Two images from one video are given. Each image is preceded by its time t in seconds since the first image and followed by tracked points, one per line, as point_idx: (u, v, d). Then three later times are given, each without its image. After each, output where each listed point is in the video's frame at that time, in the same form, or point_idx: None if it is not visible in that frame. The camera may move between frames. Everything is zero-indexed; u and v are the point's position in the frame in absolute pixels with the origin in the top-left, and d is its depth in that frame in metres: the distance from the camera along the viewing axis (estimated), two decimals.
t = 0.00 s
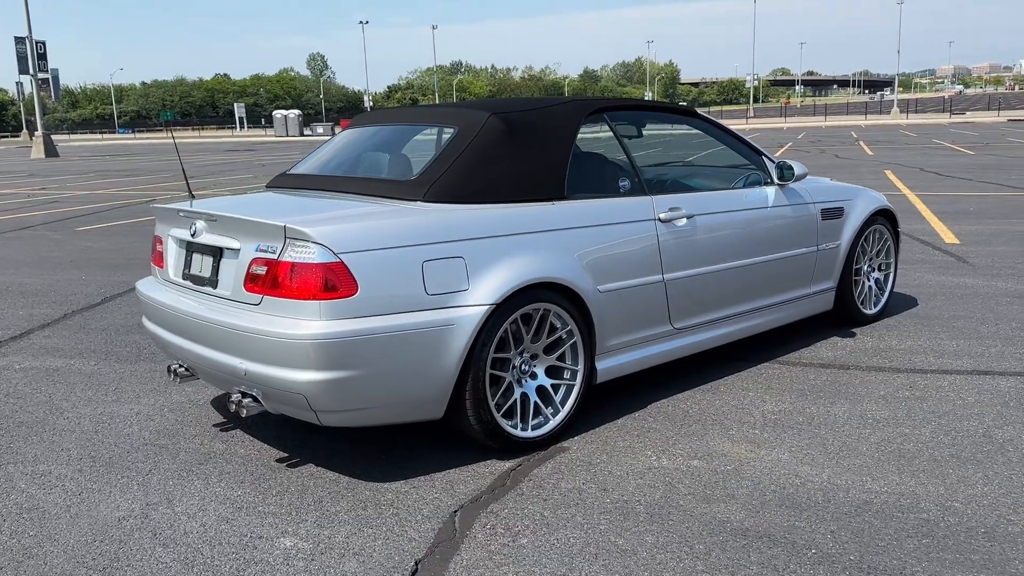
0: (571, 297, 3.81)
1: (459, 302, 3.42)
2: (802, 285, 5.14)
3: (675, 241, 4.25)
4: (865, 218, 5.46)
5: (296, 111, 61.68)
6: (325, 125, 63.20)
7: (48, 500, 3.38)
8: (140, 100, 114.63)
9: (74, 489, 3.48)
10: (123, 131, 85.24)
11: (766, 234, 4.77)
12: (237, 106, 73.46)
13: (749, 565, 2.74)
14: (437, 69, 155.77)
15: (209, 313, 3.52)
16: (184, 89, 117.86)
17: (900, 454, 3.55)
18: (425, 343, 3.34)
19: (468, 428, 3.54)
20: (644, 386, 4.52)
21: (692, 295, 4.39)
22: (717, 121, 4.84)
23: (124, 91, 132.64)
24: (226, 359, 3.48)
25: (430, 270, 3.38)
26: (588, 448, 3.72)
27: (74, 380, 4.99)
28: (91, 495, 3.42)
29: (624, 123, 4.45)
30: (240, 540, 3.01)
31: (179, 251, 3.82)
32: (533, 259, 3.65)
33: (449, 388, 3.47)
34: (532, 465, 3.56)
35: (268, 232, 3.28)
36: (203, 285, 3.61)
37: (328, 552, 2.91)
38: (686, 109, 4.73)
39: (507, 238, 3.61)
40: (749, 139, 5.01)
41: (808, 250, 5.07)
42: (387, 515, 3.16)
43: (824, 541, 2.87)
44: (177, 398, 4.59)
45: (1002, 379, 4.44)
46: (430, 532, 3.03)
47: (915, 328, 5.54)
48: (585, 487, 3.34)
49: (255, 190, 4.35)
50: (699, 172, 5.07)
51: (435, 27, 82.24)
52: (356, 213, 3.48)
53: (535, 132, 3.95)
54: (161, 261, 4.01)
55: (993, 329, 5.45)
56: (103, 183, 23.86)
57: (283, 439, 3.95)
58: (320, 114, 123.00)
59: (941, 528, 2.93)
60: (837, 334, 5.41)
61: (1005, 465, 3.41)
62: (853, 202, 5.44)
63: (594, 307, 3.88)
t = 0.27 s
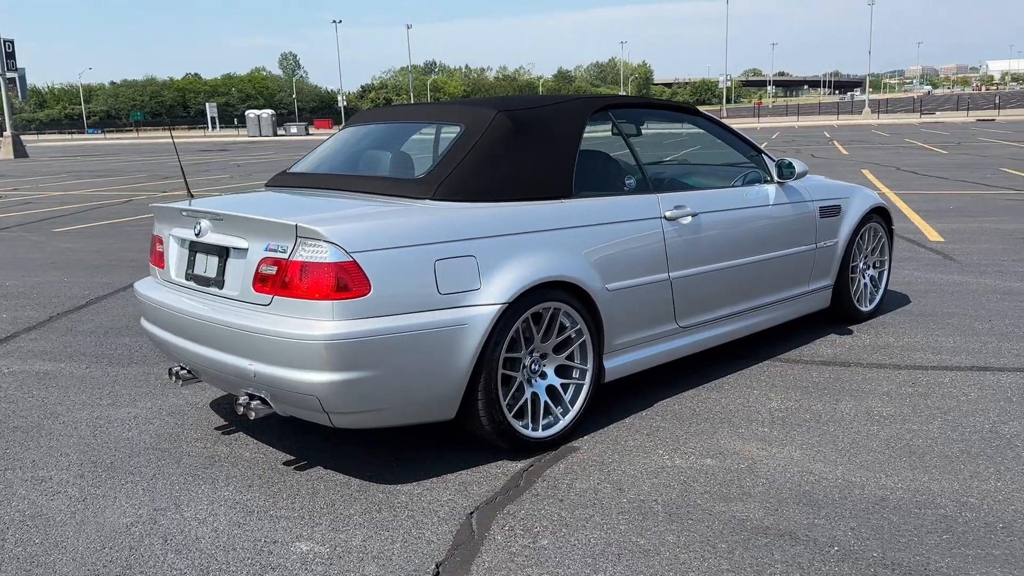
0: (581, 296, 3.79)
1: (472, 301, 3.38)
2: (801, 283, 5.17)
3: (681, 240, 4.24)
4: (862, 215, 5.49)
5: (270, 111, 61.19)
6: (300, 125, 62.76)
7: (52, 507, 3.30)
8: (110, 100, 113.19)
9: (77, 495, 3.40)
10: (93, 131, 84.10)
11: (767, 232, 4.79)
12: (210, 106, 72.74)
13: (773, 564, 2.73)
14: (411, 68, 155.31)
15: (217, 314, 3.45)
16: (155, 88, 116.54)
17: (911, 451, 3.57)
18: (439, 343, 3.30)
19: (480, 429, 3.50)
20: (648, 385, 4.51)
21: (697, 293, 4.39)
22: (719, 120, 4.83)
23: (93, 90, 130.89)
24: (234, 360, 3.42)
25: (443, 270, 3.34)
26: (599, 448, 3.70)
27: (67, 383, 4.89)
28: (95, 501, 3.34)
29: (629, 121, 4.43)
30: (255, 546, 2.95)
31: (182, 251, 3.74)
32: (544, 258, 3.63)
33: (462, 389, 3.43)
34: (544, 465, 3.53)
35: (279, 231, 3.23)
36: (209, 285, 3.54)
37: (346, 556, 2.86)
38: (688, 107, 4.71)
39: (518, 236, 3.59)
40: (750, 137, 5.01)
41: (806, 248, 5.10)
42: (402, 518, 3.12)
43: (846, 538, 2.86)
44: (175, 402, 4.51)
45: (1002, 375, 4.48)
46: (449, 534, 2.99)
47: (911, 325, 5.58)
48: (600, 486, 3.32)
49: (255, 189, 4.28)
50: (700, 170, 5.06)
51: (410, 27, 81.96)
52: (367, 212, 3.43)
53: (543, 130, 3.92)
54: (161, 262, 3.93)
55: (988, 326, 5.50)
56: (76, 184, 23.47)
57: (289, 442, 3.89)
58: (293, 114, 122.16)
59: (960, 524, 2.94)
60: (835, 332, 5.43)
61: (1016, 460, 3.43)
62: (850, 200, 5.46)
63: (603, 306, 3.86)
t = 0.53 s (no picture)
0: (593, 293, 3.78)
1: (488, 300, 3.36)
2: (800, 280, 5.20)
3: (687, 238, 4.26)
4: (857, 213, 5.54)
5: (244, 111, 60.66)
6: (274, 125, 62.28)
7: (62, 512, 3.23)
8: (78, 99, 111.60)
9: (86, 500, 3.34)
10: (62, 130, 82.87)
11: (767, 230, 4.82)
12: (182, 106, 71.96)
13: (801, 559, 2.73)
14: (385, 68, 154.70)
15: (229, 314, 3.40)
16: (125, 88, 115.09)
17: (922, 445, 3.60)
18: (455, 342, 3.27)
19: (495, 428, 3.48)
20: (654, 383, 4.51)
21: (702, 291, 4.41)
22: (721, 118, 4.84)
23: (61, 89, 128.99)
24: (247, 361, 3.37)
25: (459, 267, 3.32)
26: (613, 445, 3.70)
27: (62, 386, 4.80)
28: (106, 506, 3.28)
29: (634, 118, 4.43)
30: (276, 548, 2.91)
31: (189, 250, 3.68)
32: (557, 255, 3.62)
33: (477, 388, 3.40)
34: (560, 464, 3.52)
35: (294, 230, 3.19)
36: (220, 285, 3.48)
37: (370, 557, 2.83)
38: (691, 105, 4.72)
39: (532, 234, 3.57)
40: (751, 135, 5.02)
41: (805, 246, 5.14)
42: (423, 519, 3.09)
43: (870, 533, 2.88)
44: (176, 404, 4.45)
45: (1003, 370, 4.54)
46: (472, 533, 2.97)
47: (907, 322, 5.64)
48: (619, 485, 3.31)
49: (256, 188, 4.23)
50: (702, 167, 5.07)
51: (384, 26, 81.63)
52: (381, 210, 3.40)
53: (552, 128, 3.91)
54: (167, 262, 3.87)
55: (982, 322, 5.57)
56: (48, 184, 23.09)
57: (298, 443, 3.84)
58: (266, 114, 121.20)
59: (980, 517, 2.97)
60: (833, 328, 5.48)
61: None
62: (847, 198, 5.51)
63: (614, 304, 3.86)
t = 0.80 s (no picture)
0: (604, 292, 3.78)
1: (504, 300, 3.34)
2: (798, 279, 5.24)
3: (693, 237, 4.27)
4: (853, 212, 5.59)
5: (216, 110, 60.06)
6: (246, 124, 61.73)
7: (71, 518, 3.17)
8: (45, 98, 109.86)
9: (96, 505, 3.27)
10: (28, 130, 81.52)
11: (767, 230, 4.85)
12: (152, 105, 71.09)
13: (827, 556, 2.74)
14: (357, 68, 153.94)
15: (241, 315, 3.35)
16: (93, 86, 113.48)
17: (931, 442, 3.64)
18: (473, 342, 3.25)
19: (510, 428, 3.47)
20: (659, 382, 4.52)
21: (706, 290, 4.42)
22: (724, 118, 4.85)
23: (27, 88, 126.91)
24: (260, 363, 3.33)
25: (475, 267, 3.30)
26: (626, 445, 3.69)
27: (57, 389, 4.71)
28: (117, 512, 3.22)
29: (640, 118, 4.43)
30: (297, 552, 2.87)
31: (197, 251, 3.63)
32: (570, 255, 3.61)
33: (494, 389, 3.38)
34: (575, 464, 3.51)
35: (310, 229, 3.15)
36: (231, 286, 3.44)
37: (394, 560, 2.80)
38: (694, 105, 4.73)
39: (545, 234, 3.56)
40: (752, 135, 5.04)
41: (803, 245, 5.18)
42: (443, 520, 3.07)
43: (891, 529, 2.90)
44: (177, 407, 4.38)
45: (1001, 367, 4.60)
46: (495, 535, 2.95)
47: (901, 320, 5.70)
48: (636, 484, 3.31)
49: (259, 188, 4.17)
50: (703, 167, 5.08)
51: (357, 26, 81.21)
52: (396, 209, 3.37)
53: (562, 127, 3.90)
54: (172, 263, 3.81)
55: (975, 319, 5.65)
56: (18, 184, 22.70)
57: (307, 446, 3.80)
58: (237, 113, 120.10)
59: (997, 512, 3.00)
60: (830, 327, 5.52)
61: None
62: (843, 197, 5.55)
63: (625, 303, 3.86)
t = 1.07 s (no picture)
0: (615, 291, 3.76)
1: (519, 299, 3.32)
2: (796, 277, 5.27)
3: (699, 235, 4.27)
4: (848, 211, 5.63)
5: (186, 109, 59.37)
6: (217, 124, 61.09)
7: (79, 525, 3.09)
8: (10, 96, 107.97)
9: (103, 511, 3.20)
10: None
11: (768, 229, 4.88)
12: (121, 104, 70.13)
13: (851, 553, 2.75)
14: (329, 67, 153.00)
15: (252, 315, 3.29)
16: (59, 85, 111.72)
17: (939, 438, 3.66)
18: (488, 342, 3.22)
19: (524, 428, 3.44)
20: (663, 381, 4.52)
21: (710, 289, 4.43)
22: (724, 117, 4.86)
23: None
24: (271, 364, 3.27)
25: (491, 266, 3.27)
26: (637, 444, 3.68)
27: (50, 393, 4.60)
28: (126, 517, 3.15)
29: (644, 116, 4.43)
30: (316, 556, 2.83)
31: (203, 250, 3.56)
32: (582, 254, 3.59)
33: (508, 389, 3.36)
34: (588, 463, 3.49)
35: (325, 228, 3.10)
36: (240, 286, 3.38)
37: (417, 563, 2.76)
38: (695, 104, 4.74)
39: (558, 232, 3.54)
40: (751, 134, 5.05)
41: (801, 244, 5.21)
42: (462, 522, 3.03)
43: (910, 526, 2.92)
44: (177, 409, 4.30)
45: (998, 364, 4.66)
46: (516, 536, 2.92)
47: (895, 318, 5.75)
48: (652, 483, 3.30)
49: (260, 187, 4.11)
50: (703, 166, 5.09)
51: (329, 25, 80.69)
52: (409, 208, 3.33)
53: (571, 125, 3.88)
54: (176, 262, 3.74)
55: (966, 317, 5.71)
56: None
57: (315, 448, 3.75)
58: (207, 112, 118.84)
59: (1012, 507, 3.03)
60: (826, 325, 5.56)
61: None
62: (838, 196, 5.59)
63: (634, 301, 3.85)
